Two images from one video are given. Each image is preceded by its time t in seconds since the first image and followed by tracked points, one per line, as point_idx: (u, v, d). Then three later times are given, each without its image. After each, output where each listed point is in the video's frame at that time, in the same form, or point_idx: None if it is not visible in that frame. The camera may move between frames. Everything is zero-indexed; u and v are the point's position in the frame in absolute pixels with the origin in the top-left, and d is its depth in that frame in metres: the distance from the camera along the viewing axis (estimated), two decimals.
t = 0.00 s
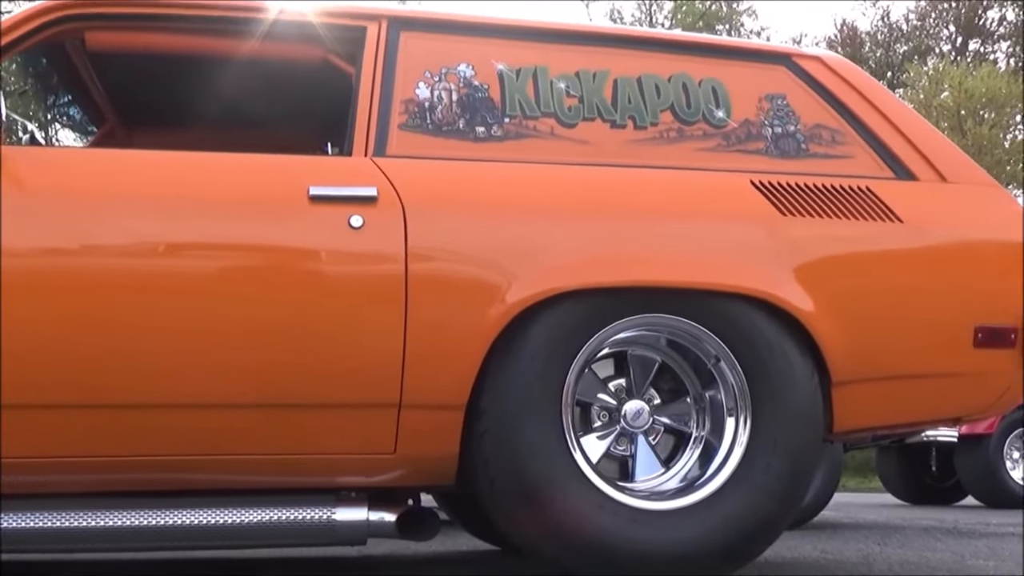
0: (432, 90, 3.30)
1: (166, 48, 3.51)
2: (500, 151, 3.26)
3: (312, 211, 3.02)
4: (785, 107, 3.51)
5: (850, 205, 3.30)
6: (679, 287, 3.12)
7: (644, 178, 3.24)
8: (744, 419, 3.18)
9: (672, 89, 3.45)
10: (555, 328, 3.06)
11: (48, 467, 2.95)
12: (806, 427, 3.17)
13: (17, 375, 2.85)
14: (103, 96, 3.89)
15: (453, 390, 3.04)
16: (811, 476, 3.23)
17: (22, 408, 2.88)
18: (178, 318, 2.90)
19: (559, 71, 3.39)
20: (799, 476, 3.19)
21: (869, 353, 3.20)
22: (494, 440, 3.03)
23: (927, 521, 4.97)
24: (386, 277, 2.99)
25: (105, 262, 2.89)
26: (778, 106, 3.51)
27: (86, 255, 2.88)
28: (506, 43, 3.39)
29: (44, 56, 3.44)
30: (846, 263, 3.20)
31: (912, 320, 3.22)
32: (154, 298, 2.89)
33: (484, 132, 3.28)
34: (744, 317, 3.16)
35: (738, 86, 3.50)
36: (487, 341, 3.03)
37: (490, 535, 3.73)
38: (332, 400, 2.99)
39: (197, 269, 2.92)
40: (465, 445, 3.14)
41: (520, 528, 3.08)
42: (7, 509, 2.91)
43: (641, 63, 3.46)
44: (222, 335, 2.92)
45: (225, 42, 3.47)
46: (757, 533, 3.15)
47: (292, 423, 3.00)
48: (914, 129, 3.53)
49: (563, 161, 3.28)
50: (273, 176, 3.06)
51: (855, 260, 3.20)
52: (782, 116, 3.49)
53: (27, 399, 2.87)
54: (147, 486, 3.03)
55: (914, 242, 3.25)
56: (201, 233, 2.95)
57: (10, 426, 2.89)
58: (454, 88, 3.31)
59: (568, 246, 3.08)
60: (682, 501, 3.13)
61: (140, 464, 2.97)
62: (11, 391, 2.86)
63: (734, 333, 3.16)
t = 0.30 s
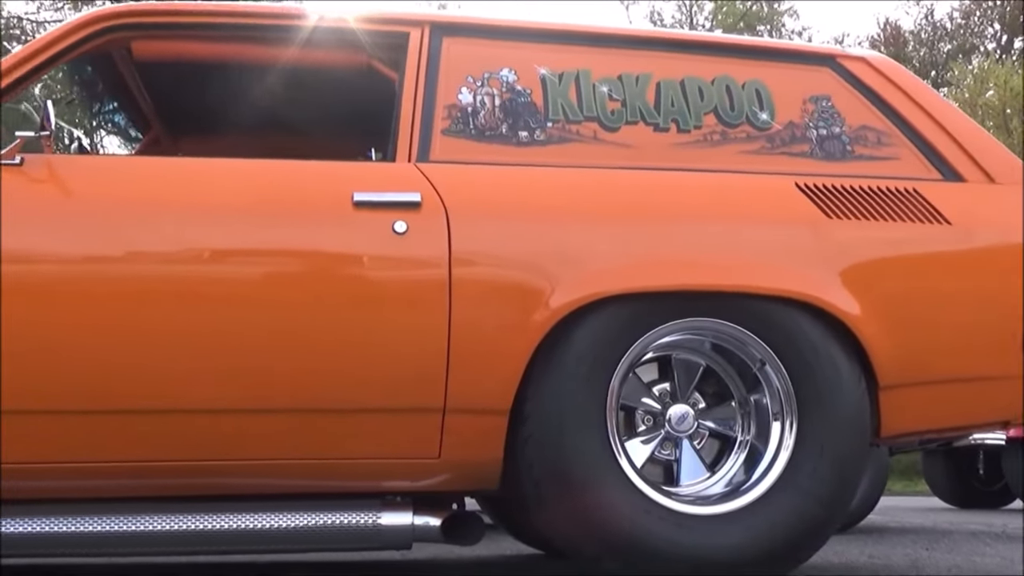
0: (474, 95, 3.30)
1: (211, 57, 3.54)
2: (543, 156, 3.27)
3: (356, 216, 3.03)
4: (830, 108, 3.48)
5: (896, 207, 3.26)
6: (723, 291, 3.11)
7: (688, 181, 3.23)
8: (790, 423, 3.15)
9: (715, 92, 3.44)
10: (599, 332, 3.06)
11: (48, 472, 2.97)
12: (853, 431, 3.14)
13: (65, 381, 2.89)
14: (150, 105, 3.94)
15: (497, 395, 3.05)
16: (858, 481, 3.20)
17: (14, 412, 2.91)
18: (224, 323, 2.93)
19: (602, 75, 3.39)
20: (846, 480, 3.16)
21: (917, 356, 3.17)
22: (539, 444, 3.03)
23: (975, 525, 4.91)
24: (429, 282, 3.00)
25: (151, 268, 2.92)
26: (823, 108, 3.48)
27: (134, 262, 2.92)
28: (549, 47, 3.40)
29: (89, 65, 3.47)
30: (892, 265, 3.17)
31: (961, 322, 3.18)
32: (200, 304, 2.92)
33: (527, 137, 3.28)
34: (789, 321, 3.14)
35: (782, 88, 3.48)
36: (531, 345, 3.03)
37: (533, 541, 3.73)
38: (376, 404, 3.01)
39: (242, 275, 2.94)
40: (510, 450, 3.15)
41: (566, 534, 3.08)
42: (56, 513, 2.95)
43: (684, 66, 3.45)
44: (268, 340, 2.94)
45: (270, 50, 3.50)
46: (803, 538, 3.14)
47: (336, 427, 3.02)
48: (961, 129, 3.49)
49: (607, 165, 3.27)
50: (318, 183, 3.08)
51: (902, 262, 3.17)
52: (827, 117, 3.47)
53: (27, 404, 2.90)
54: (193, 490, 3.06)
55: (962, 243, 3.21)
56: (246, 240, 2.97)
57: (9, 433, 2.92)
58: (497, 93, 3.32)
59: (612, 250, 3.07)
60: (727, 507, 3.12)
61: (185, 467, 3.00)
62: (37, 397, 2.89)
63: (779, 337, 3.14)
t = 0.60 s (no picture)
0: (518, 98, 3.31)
1: (255, 63, 3.57)
2: (586, 158, 3.26)
3: (401, 220, 3.04)
4: (876, 108, 3.45)
5: (944, 207, 3.23)
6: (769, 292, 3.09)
7: (733, 183, 3.21)
8: (838, 426, 3.13)
9: (759, 92, 3.42)
10: (644, 334, 3.05)
11: (51, 475, 2.98)
12: (901, 434, 3.11)
13: (114, 386, 2.92)
14: (196, 111, 3.97)
15: (542, 398, 3.05)
16: (907, 483, 3.17)
17: (14, 416, 2.92)
18: (270, 327, 2.95)
19: (645, 77, 3.38)
20: (895, 483, 3.13)
21: (966, 357, 3.14)
22: (584, 447, 3.03)
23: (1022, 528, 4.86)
24: (474, 285, 3.00)
25: (199, 273, 2.94)
26: (868, 108, 3.45)
27: (182, 267, 2.95)
28: (592, 49, 3.39)
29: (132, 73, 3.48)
30: (940, 265, 3.14)
31: (1011, 323, 3.15)
32: (247, 308, 2.94)
33: (571, 139, 3.28)
34: (836, 322, 3.12)
35: (828, 88, 3.46)
36: (575, 348, 3.03)
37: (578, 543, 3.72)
38: (422, 407, 3.01)
39: (289, 280, 2.96)
40: (556, 452, 3.15)
41: (612, 536, 3.08)
42: (106, 516, 2.99)
43: (728, 67, 3.43)
44: (314, 344, 2.96)
45: (314, 54, 3.52)
46: (851, 541, 3.12)
47: (382, 430, 3.03)
48: (1010, 127, 3.45)
49: (651, 167, 3.27)
50: (363, 187, 3.10)
51: (950, 263, 3.14)
52: (872, 117, 3.44)
53: (27, 406, 2.91)
54: (240, 493, 3.09)
55: (1011, 243, 3.18)
56: (293, 244, 2.99)
57: (8, 437, 2.94)
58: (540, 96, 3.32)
59: (656, 252, 3.06)
60: (773, 509, 3.10)
61: (232, 470, 3.02)
62: (83, 400, 2.92)
63: (825, 339, 3.12)
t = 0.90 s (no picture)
0: (562, 100, 3.30)
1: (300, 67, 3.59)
2: (632, 159, 3.25)
3: (446, 222, 3.05)
4: (923, 107, 3.42)
5: (994, 207, 3.19)
6: (816, 293, 3.06)
7: (778, 183, 3.19)
8: (886, 428, 3.11)
9: (805, 92, 3.39)
10: (690, 336, 3.04)
11: (55, 477, 3.00)
12: (952, 437, 3.08)
13: (163, 388, 2.94)
14: (240, 115, 3.99)
15: (588, 400, 3.04)
16: (958, 487, 3.14)
17: (15, 419, 2.94)
18: (317, 330, 2.96)
19: (690, 77, 3.37)
20: (945, 487, 3.10)
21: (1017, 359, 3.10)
22: (630, 450, 3.02)
23: None
24: (520, 287, 3.00)
25: (246, 276, 2.96)
26: (916, 107, 3.42)
27: (230, 269, 2.96)
28: (636, 50, 3.38)
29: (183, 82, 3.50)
30: (991, 266, 3.10)
31: None
32: (294, 311, 2.96)
33: (615, 141, 3.27)
34: (884, 324, 3.09)
35: (874, 87, 3.43)
36: (621, 350, 3.02)
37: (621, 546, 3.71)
38: (468, 409, 3.02)
39: (334, 282, 2.98)
40: (602, 454, 3.14)
41: (659, 539, 3.08)
42: (156, 516, 3.00)
43: (773, 67, 3.41)
44: (361, 346, 2.97)
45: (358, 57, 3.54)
46: (901, 545, 3.08)
47: (428, 432, 3.04)
48: None
49: (697, 168, 3.25)
50: (408, 189, 3.11)
51: (1000, 263, 3.10)
52: (920, 117, 3.41)
53: (28, 407, 2.93)
54: (287, 494, 3.11)
55: None
56: (338, 246, 3.00)
57: (9, 441, 2.96)
58: (584, 97, 3.31)
59: (702, 253, 3.05)
60: (820, 513, 3.08)
61: (279, 472, 3.05)
62: (84, 402, 2.93)
63: (873, 341, 3.09)
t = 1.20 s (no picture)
0: (608, 97, 3.30)
1: (346, 66, 3.61)
2: (679, 156, 3.25)
3: (493, 221, 3.05)
4: (974, 102, 3.38)
5: None
6: (866, 291, 3.04)
7: (826, 180, 3.17)
8: (937, 426, 3.07)
9: (854, 87, 3.36)
10: (738, 334, 3.02)
11: (62, 473, 3.04)
12: (1005, 435, 3.04)
13: (214, 385, 2.97)
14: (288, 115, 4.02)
15: (636, 398, 3.04)
16: (1011, 485, 3.10)
17: (15, 417, 2.97)
18: (365, 328, 2.97)
19: (737, 73, 3.35)
20: (998, 485, 3.07)
21: None
22: (678, 448, 3.02)
23: None
24: (567, 285, 3.00)
25: (295, 274, 2.98)
26: (966, 102, 3.38)
27: (278, 268, 2.98)
28: (683, 47, 3.37)
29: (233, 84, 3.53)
30: None
31: None
32: (342, 309, 2.97)
33: (662, 137, 3.27)
34: (936, 321, 3.05)
35: (925, 83, 3.39)
36: (668, 348, 3.01)
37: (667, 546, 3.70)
38: (513, 407, 3.02)
39: (382, 281, 2.99)
40: (650, 451, 3.14)
41: (707, 537, 3.08)
42: (206, 513, 3.05)
43: (822, 62, 3.38)
44: (409, 344, 2.98)
45: (404, 55, 3.55)
46: (953, 544, 3.05)
47: (473, 430, 3.05)
48: None
49: (744, 164, 3.24)
50: (455, 187, 3.11)
51: None
52: (971, 111, 3.36)
53: (32, 406, 2.95)
54: (335, 490, 3.14)
55: None
56: (385, 245, 3.01)
57: (8, 441, 2.99)
58: (630, 94, 3.30)
59: (750, 251, 3.03)
60: (870, 511, 3.06)
61: (329, 468, 3.08)
62: (89, 401, 2.95)
63: (925, 338, 3.04)
